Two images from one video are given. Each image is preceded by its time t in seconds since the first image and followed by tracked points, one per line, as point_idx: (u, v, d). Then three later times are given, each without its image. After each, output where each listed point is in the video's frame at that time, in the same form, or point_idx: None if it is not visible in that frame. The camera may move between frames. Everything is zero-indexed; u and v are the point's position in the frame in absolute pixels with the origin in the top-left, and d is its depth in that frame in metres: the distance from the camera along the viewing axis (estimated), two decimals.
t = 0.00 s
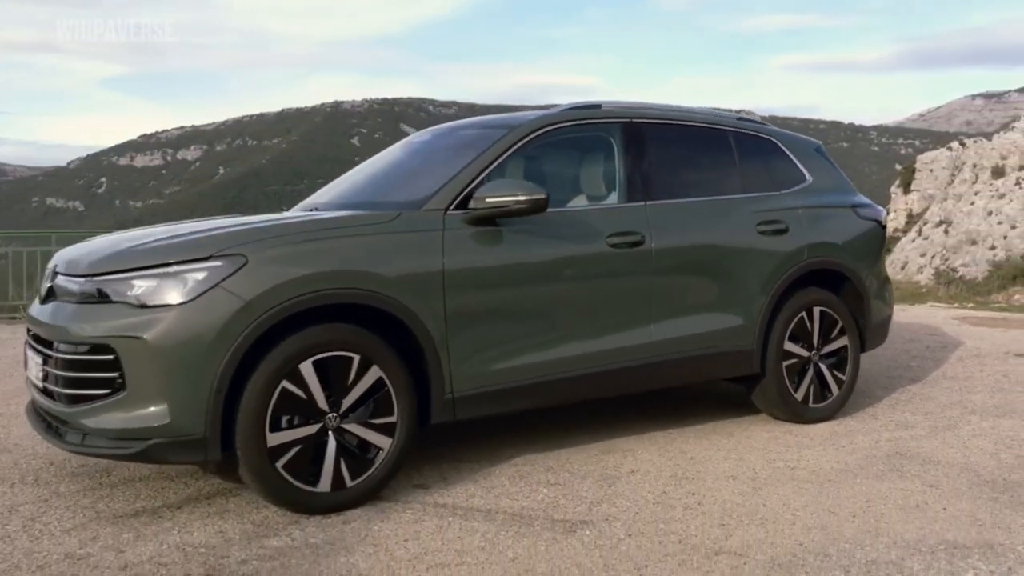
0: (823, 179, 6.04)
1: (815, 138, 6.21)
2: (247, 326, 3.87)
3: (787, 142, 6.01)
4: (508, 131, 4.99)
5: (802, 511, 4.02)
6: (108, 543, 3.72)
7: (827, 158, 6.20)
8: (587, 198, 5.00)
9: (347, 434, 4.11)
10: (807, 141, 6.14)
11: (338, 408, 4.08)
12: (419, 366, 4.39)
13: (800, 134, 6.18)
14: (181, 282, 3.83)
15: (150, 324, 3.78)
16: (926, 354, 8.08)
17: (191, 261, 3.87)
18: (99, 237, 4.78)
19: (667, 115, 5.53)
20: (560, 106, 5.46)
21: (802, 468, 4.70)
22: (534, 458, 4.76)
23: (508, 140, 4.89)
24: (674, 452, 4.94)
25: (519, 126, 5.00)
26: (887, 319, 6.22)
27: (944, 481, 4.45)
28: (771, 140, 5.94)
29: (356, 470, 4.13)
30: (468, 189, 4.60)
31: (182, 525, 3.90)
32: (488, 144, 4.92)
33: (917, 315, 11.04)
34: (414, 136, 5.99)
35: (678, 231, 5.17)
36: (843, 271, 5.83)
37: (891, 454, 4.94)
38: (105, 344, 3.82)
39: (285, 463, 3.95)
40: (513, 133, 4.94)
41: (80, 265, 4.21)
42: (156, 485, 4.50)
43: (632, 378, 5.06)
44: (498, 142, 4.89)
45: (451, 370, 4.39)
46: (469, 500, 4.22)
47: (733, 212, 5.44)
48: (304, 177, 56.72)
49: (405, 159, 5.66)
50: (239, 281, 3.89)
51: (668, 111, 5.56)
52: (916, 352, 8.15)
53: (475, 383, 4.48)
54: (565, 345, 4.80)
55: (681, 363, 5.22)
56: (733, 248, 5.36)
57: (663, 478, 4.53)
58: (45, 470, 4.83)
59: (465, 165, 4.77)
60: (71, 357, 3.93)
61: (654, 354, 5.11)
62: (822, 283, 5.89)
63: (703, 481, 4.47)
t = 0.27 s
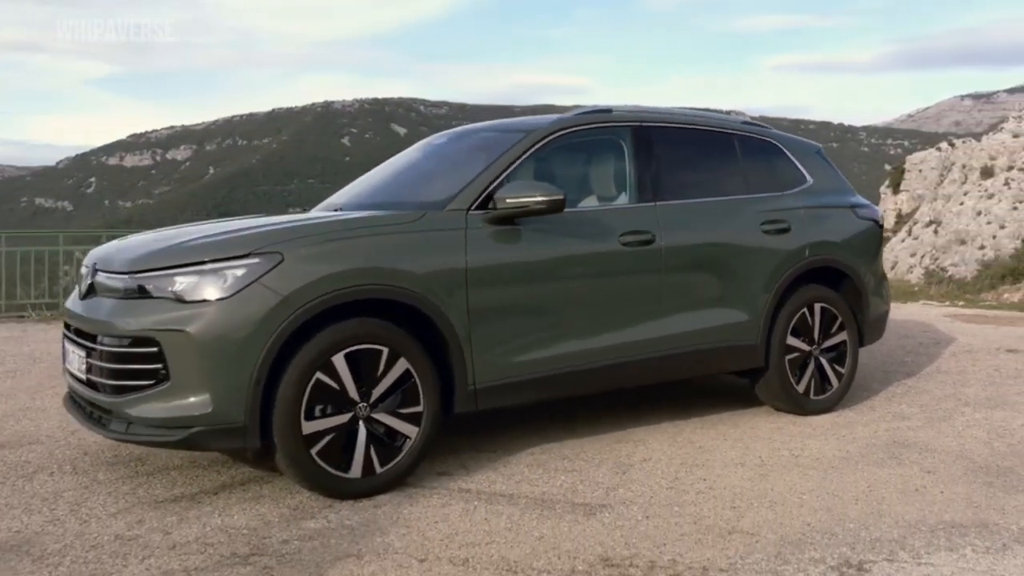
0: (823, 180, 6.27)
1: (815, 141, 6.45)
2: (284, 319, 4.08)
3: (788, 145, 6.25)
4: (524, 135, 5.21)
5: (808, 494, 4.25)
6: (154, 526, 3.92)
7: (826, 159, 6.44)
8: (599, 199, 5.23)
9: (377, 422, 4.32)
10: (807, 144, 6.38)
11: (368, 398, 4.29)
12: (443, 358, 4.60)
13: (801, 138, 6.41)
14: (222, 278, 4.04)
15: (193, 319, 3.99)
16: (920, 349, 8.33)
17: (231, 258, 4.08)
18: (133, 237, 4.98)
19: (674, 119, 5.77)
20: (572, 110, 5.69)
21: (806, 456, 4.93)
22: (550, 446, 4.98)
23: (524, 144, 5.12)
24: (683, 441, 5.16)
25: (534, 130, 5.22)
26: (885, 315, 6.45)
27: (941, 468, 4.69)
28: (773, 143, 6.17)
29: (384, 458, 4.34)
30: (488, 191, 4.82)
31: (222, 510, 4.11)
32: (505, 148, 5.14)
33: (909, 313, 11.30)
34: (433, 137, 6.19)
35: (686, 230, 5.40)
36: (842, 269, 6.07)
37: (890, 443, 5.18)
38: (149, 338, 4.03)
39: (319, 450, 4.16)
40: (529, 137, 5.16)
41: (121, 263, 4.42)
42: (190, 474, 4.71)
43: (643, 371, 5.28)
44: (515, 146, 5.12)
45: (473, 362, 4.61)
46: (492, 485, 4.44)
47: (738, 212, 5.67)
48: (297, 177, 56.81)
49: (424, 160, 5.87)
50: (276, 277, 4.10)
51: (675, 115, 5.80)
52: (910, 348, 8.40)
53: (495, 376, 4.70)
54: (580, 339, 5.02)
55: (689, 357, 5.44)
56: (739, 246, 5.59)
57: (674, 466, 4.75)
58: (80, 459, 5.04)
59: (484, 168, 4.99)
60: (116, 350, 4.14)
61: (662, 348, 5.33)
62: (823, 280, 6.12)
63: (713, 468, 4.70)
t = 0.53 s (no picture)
0: (821, 180, 6.51)
1: (813, 143, 6.69)
2: (315, 313, 4.30)
3: (788, 147, 6.48)
4: (537, 138, 5.43)
5: (811, 479, 4.49)
6: (194, 509, 4.13)
7: (824, 160, 6.67)
8: (609, 199, 5.45)
9: (402, 412, 4.54)
10: (805, 146, 6.62)
11: (394, 388, 4.50)
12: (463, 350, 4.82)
13: (799, 140, 6.65)
14: (257, 273, 4.26)
15: (231, 313, 4.21)
16: (913, 345, 8.59)
17: (265, 255, 4.30)
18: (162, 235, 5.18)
19: (680, 122, 5.99)
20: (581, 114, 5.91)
21: (808, 444, 5.17)
22: (564, 435, 5.21)
23: (537, 147, 5.34)
24: (690, 430, 5.40)
25: (547, 133, 5.44)
26: (881, 310, 6.70)
27: (936, 455, 4.94)
28: (774, 144, 6.41)
29: (409, 445, 4.56)
30: (505, 191, 5.04)
31: (256, 495, 4.32)
32: (519, 150, 5.36)
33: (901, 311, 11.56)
34: (446, 139, 6.38)
35: (692, 229, 5.63)
36: (840, 267, 6.31)
37: (887, 432, 5.43)
38: (188, 330, 4.25)
39: (348, 438, 4.38)
40: (542, 140, 5.38)
41: (155, 260, 4.62)
42: (220, 463, 4.92)
43: (651, 364, 5.51)
44: (529, 149, 5.34)
45: (492, 354, 4.83)
46: (511, 471, 4.66)
47: (742, 211, 5.90)
48: (286, 178, 56.81)
49: (438, 163, 6.07)
50: (309, 273, 4.32)
51: (681, 119, 6.03)
52: (903, 343, 8.66)
53: (512, 368, 4.92)
54: (592, 333, 5.25)
55: (695, 351, 5.67)
56: (742, 245, 5.83)
57: (683, 453, 4.98)
58: (111, 449, 5.23)
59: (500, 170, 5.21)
60: (155, 343, 4.34)
61: (668, 342, 5.55)
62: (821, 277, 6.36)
63: (720, 456, 4.93)
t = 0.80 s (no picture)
0: (819, 181, 6.72)
1: (811, 146, 6.89)
2: (338, 310, 4.48)
3: (787, 149, 6.69)
4: (546, 141, 5.62)
5: (813, 468, 4.69)
6: (224, 497, 4.31)
7: (822, 162, 6.88)
8: (617, 200, 5.65)
9: (420, 404, 4.72)
10: (804, 148, 6.82)
11: (413, 381, 4.69)
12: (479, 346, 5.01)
13: (798, 142, 6.85)
14: (283, 271, 4.44)
15: (257, 309, 4.39)
16: (907, 341, 8.81)
17: (291, 254, 4.48)
18: (185, 234, 5.35)
19: (683, 125, 6.19)
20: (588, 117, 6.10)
21: (808, 436, 5.37)
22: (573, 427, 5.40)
23: (547, 149, 5.52)
24: (695, 423, 5.59)
25: (556, 136, 5.63)
26: (877, 308, 6.91)
27: (932, 445, 5.15)
28: (773, 147, 6.61)
29: (427, 436, 4.75)
30: (517, 192, 5.23)
31: (282, 483, 4.50)
32: (530, 152, 5.55)
33: (894, 309, 11.78)
34: (457, 141, 6.56)
35: (695, 229, 5.83)
36: (838, 266, 6.51)
37: (884, 424, 5.64)
38: (217, 326, 4.43)
39: (370, 429, 4.56)
40: (552, 143, 5.57)
41: (181, 257, 4.79)
42: (243, 454, 5.09)
43: (657, 359, 5.70)
44: (539, 151, 5.52)
45: (506, 349, 5.02)
46: (524, 460, 4.85)
47: (743, 212, 6.10)
48: (279, 179, 56.88)
49: (450, 164, 6.25)
50: (332, 271, 4.50)
51: (685, 122, 6.22)
52: (898, 340, 8.87)
53: (524, 362, 5.11)
54: (600, 330, 5.43)
55: (699, 346, 5.87)
56: (743, 244, 6.02)
57: (689, 444, 5.18)
58: (135, 441, 5.40)
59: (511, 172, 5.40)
60: (183, 338, 4.53)
61: (672, 338, 5.73)
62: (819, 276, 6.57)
63: (725, 446, 5.13)
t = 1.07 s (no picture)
0: (817, 182, 6.95)
1: (809, 148, 7.13)
2: (362, 306, 4.69)
3: (786, 151, 6.92)
4: (557, 144, 5.84)
5: (815, 456, 4.92)
6: (255, 484, 4.52)
7: (819, 164, 7.11)
8: (624, 201, 5.87)
9: (440, 396, 4.93)
10: (802, 150, 7.06)
11: (433, 374, 4.90)
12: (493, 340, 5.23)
13: (796, 145, 7.09)
14: (311, 269, 4.65)
15: (286, 305, 4.60)
16: (900, 338, 9.06)
17: (318, 253, 4.69)
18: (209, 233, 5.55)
19: (686, 128, 6.42)
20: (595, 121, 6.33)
21: (808, 426, 5.60)
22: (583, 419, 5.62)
23: (558, 152, 5.75)
24: (699, 415, 5.83)
25: (566, 139, 5.85)
26: (873, 305, 7.14)
27: (927, 435, 5.39)
28: (772, 149, 6.84)
29: (446, 427, 4.96)
30: (529, 193, 5.45)
31: (310, 472, 4.71)
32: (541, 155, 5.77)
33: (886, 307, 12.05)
34: (468, 144, 6.77)
35: (699, 229, 6.06)
36: (835, 264, 6.75)
37: (880, 416, 5.88)
38: (247, 321, 4.63)
39: (392, 420, 4.77)
40: (562, 146, 5.79)
41: (210, 256, 4.99)
42: (268, 445, 5.30)
43: (663, 354, 5.92)
44: (549, 154, 5.74)
45: (519, 344, 5.24)
46: (539, 449, 5.07)
47: (745, 212, 6.33)
48: (271, 179, 56.98)
49: (462, 166, 6.46)
50: (357, 269, 4.71)
51: (689, 125, 6.45)
52: (891, 336, 9.12)
53: (537, 356, 5.32)
54: (609, 325, 5.65)
55: (702, 341, 6.09)
56: (745, 243, 6.25)
57: (695, 434, 5.41)
58: (161, 433, 5.61)
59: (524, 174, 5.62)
60: (214, 333, 4.73)
61: (677, 333, 5.96)
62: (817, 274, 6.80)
63: (729, 437, 5.36)
